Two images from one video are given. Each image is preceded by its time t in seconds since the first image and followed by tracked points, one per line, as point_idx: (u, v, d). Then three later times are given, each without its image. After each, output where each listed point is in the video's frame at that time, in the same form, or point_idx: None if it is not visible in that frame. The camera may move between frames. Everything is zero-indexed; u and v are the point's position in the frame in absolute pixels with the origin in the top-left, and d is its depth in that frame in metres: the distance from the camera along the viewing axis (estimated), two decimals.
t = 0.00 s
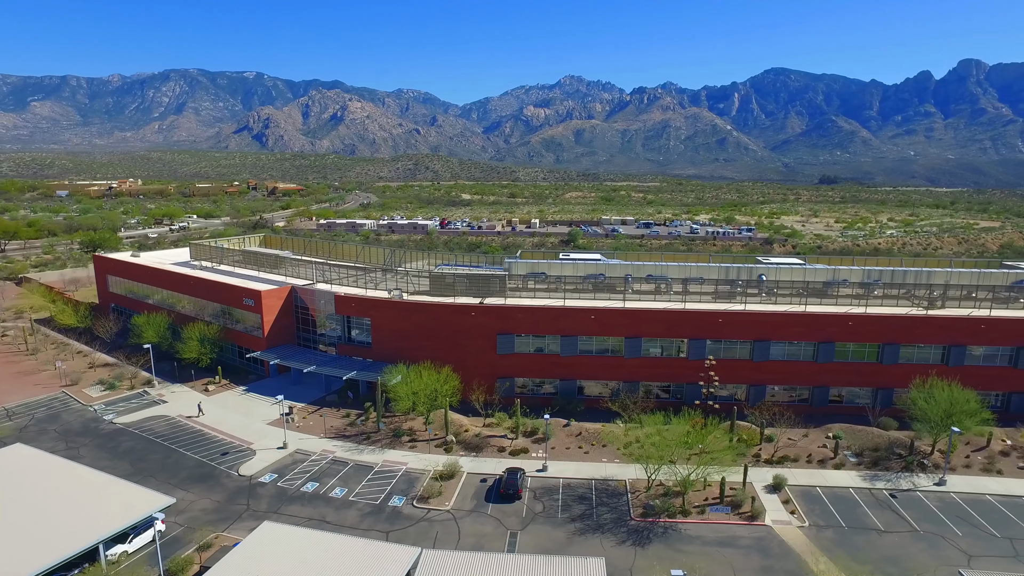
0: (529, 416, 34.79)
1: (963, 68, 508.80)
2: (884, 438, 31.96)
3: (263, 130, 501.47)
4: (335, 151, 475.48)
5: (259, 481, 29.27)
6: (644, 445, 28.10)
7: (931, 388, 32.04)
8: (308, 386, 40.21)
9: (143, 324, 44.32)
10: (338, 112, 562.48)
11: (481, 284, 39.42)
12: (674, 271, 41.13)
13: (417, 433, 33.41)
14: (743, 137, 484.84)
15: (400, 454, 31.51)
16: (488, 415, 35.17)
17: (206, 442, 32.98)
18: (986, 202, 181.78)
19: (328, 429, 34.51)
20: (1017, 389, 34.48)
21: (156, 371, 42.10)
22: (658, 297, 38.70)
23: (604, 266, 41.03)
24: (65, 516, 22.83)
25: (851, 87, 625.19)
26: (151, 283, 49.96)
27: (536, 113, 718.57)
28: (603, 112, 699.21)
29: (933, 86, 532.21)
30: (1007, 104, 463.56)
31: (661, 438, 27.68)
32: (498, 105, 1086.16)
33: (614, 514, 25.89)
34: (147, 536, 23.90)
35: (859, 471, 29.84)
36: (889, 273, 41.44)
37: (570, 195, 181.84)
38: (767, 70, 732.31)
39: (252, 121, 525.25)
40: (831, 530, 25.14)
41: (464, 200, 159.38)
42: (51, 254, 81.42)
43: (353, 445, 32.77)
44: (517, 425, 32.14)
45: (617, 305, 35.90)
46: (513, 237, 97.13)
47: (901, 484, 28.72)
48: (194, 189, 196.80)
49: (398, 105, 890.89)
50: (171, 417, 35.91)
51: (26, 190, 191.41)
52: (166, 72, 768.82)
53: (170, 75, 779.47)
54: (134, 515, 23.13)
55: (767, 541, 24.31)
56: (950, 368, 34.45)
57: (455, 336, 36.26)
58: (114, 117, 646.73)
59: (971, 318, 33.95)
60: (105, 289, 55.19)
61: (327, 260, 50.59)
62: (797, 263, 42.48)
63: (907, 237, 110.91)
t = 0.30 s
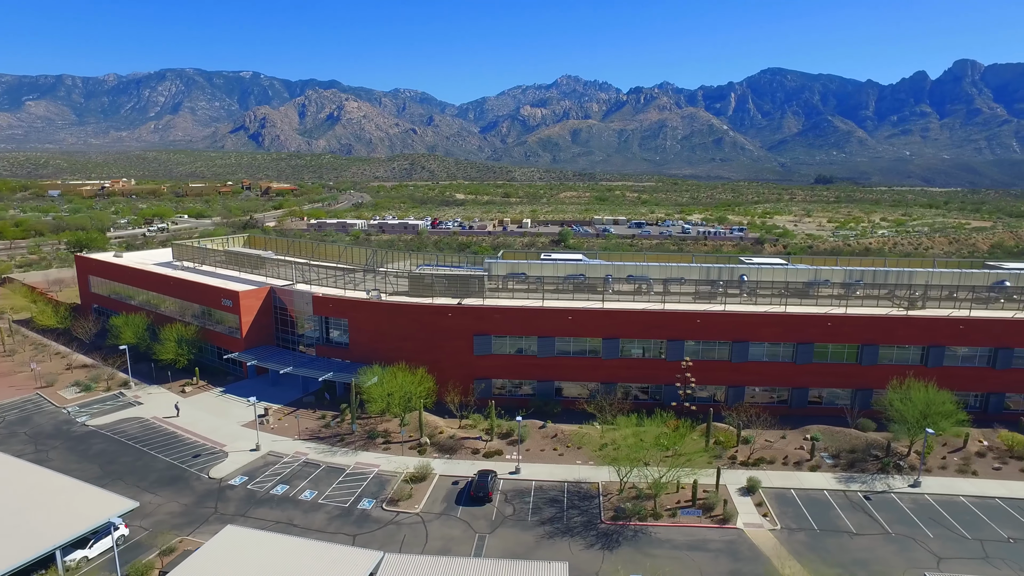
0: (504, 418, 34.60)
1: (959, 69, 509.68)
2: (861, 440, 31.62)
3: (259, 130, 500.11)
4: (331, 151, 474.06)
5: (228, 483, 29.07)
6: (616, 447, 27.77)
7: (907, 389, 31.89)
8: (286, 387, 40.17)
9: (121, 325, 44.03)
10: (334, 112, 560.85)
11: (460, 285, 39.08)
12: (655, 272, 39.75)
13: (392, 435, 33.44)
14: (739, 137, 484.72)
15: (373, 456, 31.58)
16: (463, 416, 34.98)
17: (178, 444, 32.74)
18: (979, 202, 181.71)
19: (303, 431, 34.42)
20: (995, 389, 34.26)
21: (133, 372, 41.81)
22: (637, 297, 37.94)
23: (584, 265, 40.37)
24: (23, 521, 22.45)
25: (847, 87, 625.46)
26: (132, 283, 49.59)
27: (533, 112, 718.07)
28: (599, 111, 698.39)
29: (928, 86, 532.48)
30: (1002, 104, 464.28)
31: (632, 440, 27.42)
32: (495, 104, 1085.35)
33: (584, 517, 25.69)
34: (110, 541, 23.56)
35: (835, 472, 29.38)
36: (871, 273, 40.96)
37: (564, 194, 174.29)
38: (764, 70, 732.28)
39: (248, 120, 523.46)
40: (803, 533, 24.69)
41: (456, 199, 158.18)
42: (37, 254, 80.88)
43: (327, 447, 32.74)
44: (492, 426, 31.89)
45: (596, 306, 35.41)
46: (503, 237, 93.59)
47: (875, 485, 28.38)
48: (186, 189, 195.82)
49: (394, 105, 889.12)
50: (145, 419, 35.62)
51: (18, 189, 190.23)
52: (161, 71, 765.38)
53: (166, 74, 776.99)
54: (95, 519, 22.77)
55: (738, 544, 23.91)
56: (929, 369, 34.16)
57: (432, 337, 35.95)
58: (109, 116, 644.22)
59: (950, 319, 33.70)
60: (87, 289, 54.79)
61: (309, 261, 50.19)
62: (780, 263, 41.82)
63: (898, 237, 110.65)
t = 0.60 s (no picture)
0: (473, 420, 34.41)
1: (946, 69, 514.09)
2: (833, 441, 31.01)
3: (250, 130, 497.24)
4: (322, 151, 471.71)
5: (191, 488, 28.59)
6: (584, 450, 27.25)
7: (878, 389, 31.78)
8: (258, 389, 39.75)
9: (92, 327, 43.36)
10: (325, 112, 558.28)
11: (433, 286, 38.68)
12: (631, 272, 39.23)
13: (361, 438, 33.25)
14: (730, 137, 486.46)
15: (341, 460, 31.33)
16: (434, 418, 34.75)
17: (144, 449, 32.18)
18: (964, 202, 182.75)
19: (272, 434, 34.06)
20: (968, 389, 34.11)
21: (102, 376, 41.15)
22: (612, 299, 37.29)
23: (561, 266, 39.91)
24: None
25: (837, 88, 628.80)
26: (104, 285, 48.84)
27: (525, 112, 717.57)
28: (591, 112, 698.81)
29: (916, 87, 536.35)
30: (988, 105, 468.23)
31: (600, 441, 27.06)
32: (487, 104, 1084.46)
33: (549, 521, 25.39)
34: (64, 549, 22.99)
35: (806, 474, 28.72)
36: (849, 273, 40.51)
37: (553, 194, 173.09)
38: (754, 70, 734.46)
39: (238, 120, 519.82)
40: (770, 536, 24.09)
41: (444, 199, 157.36)
42: (15, 256, 79.79)
43: (295, 450, 32.41)
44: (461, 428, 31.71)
45: (569, 307, 35.03)
46: (488, 238, 92.03)
47: (845, 487, 27.79)
48: (173, 189, 194.01)
49: (386, 105, 886.28)
50: (111, 423, 35.00)
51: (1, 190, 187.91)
52: (150, 71, 759.30)
53: (155, 74, 771.15)
54: (47, 526, 22.21)
55: (703, 548, 23.46)
56: (902, 368, 33.83)
57: (404, 339, 35.68)
58: (97, 117, 638.53)
59: (923, 319, 33.32)
60: (60, 291, 53.92)
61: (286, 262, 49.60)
62: (756, 263, 41.27)
63: (883, 237, 110.19)
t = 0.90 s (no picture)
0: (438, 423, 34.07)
1: (928, 70, 519.83)
2: (801, 441, 30.20)
3: (235, 130, 492.55)
4: (308, 151, 468.09)
5: (148, 495, 27.91)
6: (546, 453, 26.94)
7: (846, 388, 31.30)
8: (224, 393, 39.12)
9: (54, 331, 42.42)
10: (311, 111, 554.40)
11: (402, 287, 38.21)
12: (601, 273, 38.65)
13: (325, 442, 32.83)
14: (716, 137, 489.01)
15: (303, 464, 30.86)
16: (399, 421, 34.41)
17: (102, 455, 31.45)
18: (945, 201, 184.11)
19: (235, 438, 33.45)
20: (935, 388, 33.37)
21: (65, 381, 40.27)
22: (582, 299, 36.61)
23: (531, 267, 39.43)
24: None
25: (821, 88, 633.45)
26: (70, 288, 47.87)
27: (512, 113, 717.30)
28: (579, 112, 699.21)
29: (899, 87, 541.64)
30: (969, 105, 473.73)
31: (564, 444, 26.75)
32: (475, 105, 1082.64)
33: (510, 525, 25.06)
34: (4, 561, 22.24)
35: (772, 475, 27.94)
36: (822, 273, 39.57)
37: (538, 194, 171.54)
38: (740, 70, 738.11)
39: (223, 121, 514.63)
40: (732, 539, 23.59)
41: (428, 199, 156.16)
42: None
43: (257, 454, 31.86)
44: (427, 431, 31.55)
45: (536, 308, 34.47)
46: (468, 237, 90.83)
47: (810, 487, 27.11)
48: (154, 191, 191.43)
49: (374, 105, 881.92)
50: (70, 429, 34.20)
51: None
52: (133, 70, 750.20)
53: (139, 73, 761.97)
54: None
55: (664, 551, 23.02)
56: (870, 368, 32.97)
57: (370, 342, 35.20)
58: (79, 117, 629.90)
59: (894, 318, 32.47)
60: (26, 294, 52.76)
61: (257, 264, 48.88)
62: (728, 263, 40.06)
63: (863, 236, 108.06)
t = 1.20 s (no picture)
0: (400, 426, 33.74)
1: (907, 71, 526.45)
2: (766, 441, 29.43)
3: (217, 130, 486.43)
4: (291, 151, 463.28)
5: (98, 504, 27.08)
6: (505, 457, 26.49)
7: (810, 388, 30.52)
8: (187, 398, 38.29)
9: (11, 336, 41.25)
10: (295, 111, 549.38)
11: (369, 288, 37.74)
12: (569, 274, 38.01)
13: (287, 446, 32.21)
14: (700, 137, 491.68)
15: (263, 470, 30.20)
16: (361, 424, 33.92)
17: (54, 463, 30.55)
18: (923, 201, 185.68)
19: (194, 444, 32.65)
20: (899, 386, 32.92)
21: (22, 387, 39.16)
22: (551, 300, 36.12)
23: (499, 268, 38.87)
24: None
25: (803, 88, 639.08)
26: (30, 291, 46.59)
27: (498, 112, 716.14)
28: (564, 112, 699.27)
29: (879, 88, 547.86)
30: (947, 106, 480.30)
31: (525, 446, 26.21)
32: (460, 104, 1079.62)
33: (468, 530, 24.70)
34: None
35: (736, 476, 27.17)
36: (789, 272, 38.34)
37: (521, 194, 170.30)
38: (724, 70, 742.35)
39: (204, 120, 507.98)
40: (692, 542, 23.14)
41: (409, 199, 154.64)
42: None
43: (215, 460, 31.12)
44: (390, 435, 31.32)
45: (503, 309, 34.09)
46: (446, 238, 89.90)
47: (773, 488, 26.34)
48: (131, 191, 188.12)
49: (358, 105, 876.04)
50: (23, 437, 33.22)
51: None
52: (113, 69, 738.28)
53: (118, 72, 749.68)
54: None
55: (622, 555, 22.57)
56: (836, 368, 32.21)
57: (334, 345, 34.68)
58: (57, 117, 618.66)
59: (859, 316, 31.70)
60: None
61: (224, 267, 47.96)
62: (698, 262, 38.97)
63: (840, 234, 105.72)
